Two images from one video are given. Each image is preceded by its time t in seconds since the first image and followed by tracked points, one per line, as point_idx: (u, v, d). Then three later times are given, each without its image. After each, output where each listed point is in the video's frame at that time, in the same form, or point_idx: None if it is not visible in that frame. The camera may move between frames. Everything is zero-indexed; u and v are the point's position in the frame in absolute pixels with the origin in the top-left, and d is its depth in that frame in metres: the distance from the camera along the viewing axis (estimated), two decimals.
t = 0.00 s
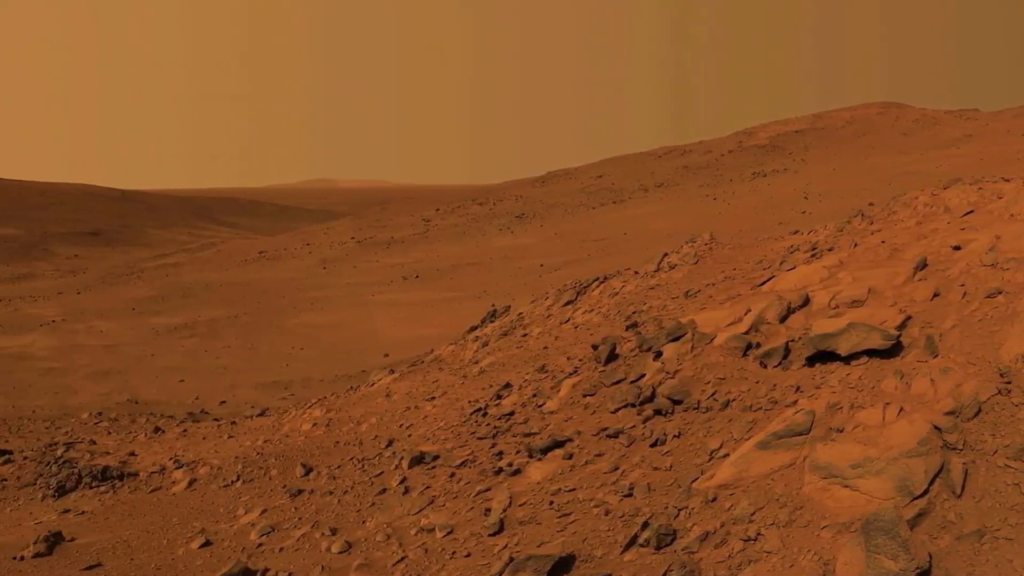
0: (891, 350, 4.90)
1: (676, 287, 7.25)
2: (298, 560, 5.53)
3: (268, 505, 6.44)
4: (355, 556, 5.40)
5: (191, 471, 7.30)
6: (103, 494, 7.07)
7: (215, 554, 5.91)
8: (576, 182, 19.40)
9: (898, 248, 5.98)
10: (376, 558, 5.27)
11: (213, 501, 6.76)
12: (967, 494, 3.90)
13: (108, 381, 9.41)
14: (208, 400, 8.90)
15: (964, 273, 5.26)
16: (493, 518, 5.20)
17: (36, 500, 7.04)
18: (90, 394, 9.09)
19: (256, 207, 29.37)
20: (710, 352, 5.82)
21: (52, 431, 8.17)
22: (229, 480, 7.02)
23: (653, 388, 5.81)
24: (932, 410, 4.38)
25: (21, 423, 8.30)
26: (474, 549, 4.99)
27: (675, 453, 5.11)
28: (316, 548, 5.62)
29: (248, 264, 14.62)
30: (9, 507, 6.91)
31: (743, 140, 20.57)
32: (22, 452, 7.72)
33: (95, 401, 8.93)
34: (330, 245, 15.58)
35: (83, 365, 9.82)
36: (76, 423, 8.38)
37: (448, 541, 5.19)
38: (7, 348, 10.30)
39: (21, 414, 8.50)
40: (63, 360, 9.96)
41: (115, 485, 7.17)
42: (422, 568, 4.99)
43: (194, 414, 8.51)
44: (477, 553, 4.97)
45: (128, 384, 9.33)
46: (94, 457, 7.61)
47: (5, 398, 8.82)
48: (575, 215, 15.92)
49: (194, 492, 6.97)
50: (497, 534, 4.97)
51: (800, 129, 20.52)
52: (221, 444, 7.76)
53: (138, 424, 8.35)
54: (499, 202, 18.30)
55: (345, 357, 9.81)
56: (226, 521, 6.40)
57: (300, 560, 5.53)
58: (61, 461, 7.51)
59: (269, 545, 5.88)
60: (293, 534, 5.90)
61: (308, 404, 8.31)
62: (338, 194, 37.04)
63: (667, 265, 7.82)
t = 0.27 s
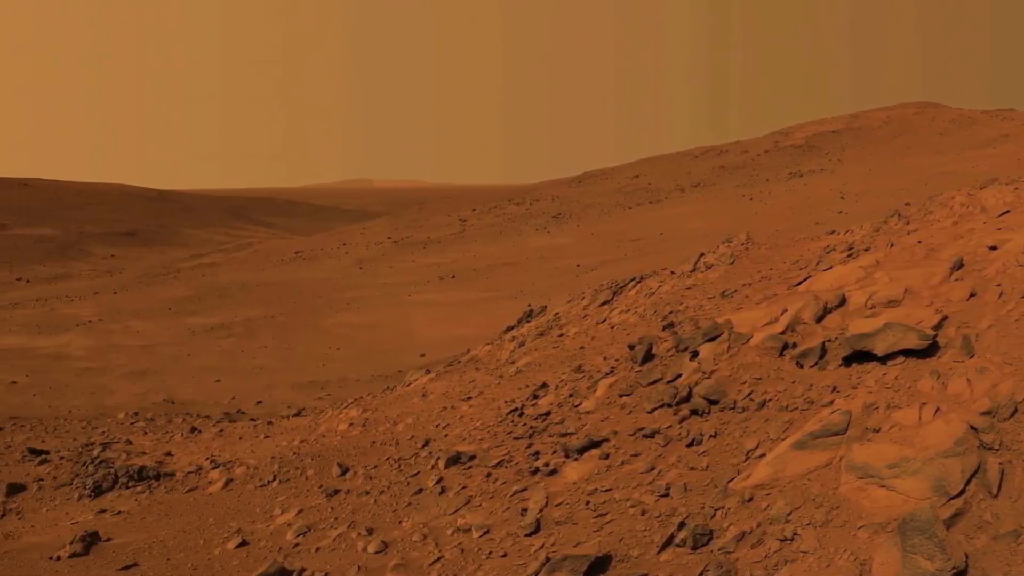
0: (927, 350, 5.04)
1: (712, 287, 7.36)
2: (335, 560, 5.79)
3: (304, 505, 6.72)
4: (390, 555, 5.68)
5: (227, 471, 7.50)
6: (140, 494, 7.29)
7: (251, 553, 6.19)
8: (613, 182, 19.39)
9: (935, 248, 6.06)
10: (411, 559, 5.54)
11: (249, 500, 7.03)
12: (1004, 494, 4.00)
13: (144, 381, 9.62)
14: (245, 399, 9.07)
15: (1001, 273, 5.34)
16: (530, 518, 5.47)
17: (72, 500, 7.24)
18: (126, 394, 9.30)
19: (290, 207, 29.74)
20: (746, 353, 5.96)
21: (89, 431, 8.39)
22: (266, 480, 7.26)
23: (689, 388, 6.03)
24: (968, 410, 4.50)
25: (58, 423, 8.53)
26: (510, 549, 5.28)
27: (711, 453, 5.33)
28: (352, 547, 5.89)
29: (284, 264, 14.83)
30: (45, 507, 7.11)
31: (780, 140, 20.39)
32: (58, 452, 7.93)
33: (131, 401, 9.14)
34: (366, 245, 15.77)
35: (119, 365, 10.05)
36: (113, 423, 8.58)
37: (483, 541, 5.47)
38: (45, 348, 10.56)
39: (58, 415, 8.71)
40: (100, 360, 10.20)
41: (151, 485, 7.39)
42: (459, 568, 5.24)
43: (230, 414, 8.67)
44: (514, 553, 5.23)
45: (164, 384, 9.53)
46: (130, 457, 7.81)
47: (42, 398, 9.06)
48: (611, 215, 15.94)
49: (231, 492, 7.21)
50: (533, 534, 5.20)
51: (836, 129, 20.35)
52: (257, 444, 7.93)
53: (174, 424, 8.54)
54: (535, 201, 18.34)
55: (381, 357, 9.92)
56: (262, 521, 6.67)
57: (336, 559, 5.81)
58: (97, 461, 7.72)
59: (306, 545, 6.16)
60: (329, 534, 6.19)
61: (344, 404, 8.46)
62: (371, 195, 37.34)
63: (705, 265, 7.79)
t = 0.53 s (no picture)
0: (959, 351, 5.23)
1: (747, 287, 7.70)
2: (367, 560, 6.06)
3: (338, 505, 6.96)
4: (424, 555, 5.96)
5: (261, 471, 7.68)
6: (173, 494, 7.47)
7: (285, 553, 6.40)
8: (646, 182, 19.35)
9: (968, 248, 6.36)
10: (445, 558, 5.83)
11: (282, 500, 7.23)
12: None
13: (177, 381, 9.77)
14: (279, 399, 9.18)
15: None
16: (563, 518, 5.78)
17: (107, 500, 7.45)
18: (160, 394, 9.46)
19: (323, 207, 30.01)
20: (780, 353, 6.45)
21: (122, 431, 8.56)
22: (299, 480, 7.47)
23: (722, 388, 6.43)
24: (1002, 409, 4.55)
25: (92, 423, 8.72)
26: (543, 549, 5.53)
27: (744, 453, 5.65)
28: (386, 547, 6.17)
29: (317, 264, 15.00)
30: (79, 507, 7.32)
31: (813, 140, 20.23)
32: (92, 452, 8.11)
33: (165, 401, 9.30)
34: (400, 245, 15.89)
35: (153, 365, 10.23)
36: (146, 423, 8.74)
37: (516, 542, 5.75)
38: (79, 348, 10.79)
39: (91, 415, 8.91)
40: (134, 360, 10.39)
41: (184, 485, 7.56)
42: (493, 567, 5.54)
43: (264, 414, 8.80)
44: (547, 552, 5.49)
45: (198, 384, 9.67)
46: (163, 457, 7.97)
47: (76, 398, 9.26)
48: (644, 215, 15.94)
49: (264, 492, 7.39)
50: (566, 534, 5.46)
51: (871, 129, 20.21)
52: (290, 444, 8.07)
53: (208, 424, 8.69)
54: (569, 201, 18.33)
55: (414, 357, 9.97)
56: (296, 520, 6.90)
57: (370, 559, 6.06)
58: (130, 461, 7.89)
59: (340, 545, 6.42)
60: (363, 534, 6.45)
61: (378, 404, 8.56)
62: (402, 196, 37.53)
63: (740, 265, 7.98)
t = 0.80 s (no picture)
0: (990, 350, 5.44)
1: (776, 287, 7.77)
2: (398, 560, 6.16)
3: (368, 505, 7.06)
4: (454, 555, 6.07)
5: (291, 471, 7.78)
6: (204, 494, 7.57)
7: (315, 554, 6.51)
8: (677, 182, 19.30)
9: (999, 248, 6.55)
10: (476, 558, 5.93)
11: (313, 500, 7.33)
12: None
13: (208, 381, 9.91)
14: (310, 399, 9.29)
15: None
16: (592, 518, 5.87)
17: (136, 500, 7.51)
18: (191, 394, 9.59)
19: (354, 207, 30.19)
20: (812, 354, 6.51)
21: (153, 431, 8.69)
22: (329, 480, 7.56)
23: (752, 388, 6.53)
24: None
25: (123, 423, 8.86)
26: (574, 549, 5.64)
27: (774, 453, 5.76)
28: (417, 547, 6.27)
29: (348, 264, 15.13)
30: (110, 506, 7.37)
31: (844, 140, 20.10)
32: (123, 452, 8.23)
33: (195, 401, 9.44)
34: (430, 245, 16.00)
35: (184, 365, 10.37)
36: (176, 423, 8.88)
37: (547, 541, 5.86)
38: (110, 348, 10.97)
39: (122, 415, 9.06)
40: (164, 360, 10.54)
41: (215, 485, 7.66)
42: (522, 567, 5.65)
43: (295, 414, 8.92)
44: (577, 553, 5.60)
45: (229, 384, 9.81)
46: (194, 457, 8.08)
47: (107, 398, 9.43)
48: (675, 214, 15.92)
49: (295, 492, 7.49)
50: (596, 535, 5.58)
51: (901, 129, 20.13)
52: (321, 444, 8.18)
53: (239, 424, 8.81)
54: (600, 201, 18.39)
55: (445, 357, 10.05)
56: (327, 521, 6.99)
57: (400, 559, 6.17)
58: (161, 461, 7.99)
59: (370, 545, 6.52)
60: (393, 534, 6.55)
61: (409, 404, 8.66)
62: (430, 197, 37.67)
63: (769, 265, 8.03)
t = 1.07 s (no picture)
0: (1017, 351, 5.55)
1: (804, 287, 7.76)
2: (426, 560, 6.12)
3: (396, 505, 6.98)
4: (482, 555, 6.04)
5: (319, 471, 7.69)
6: (231, 494, 7.49)
7: (343, 553, 6.42)
8: (705, 182, 18.98)
9: None
10: (503, 558, 5.92)
11: (341, 500, 7.24)
12: None
13: (236, 381, 9.78)
14: (338, 399, 9.19)
15: None
16: (621, 518, 5.91)
17: (164, 500, 7.48)
18: (219, 394, 9.48)
19: (381, 207, 30.05)
20: (839, 353, 6.56)
21: (180, 431, 8.60)
22: (357, 480, 7.47)
23: (780, 388, 6.56)
24: None
25: (151, 423, 8.79)
26: (602, 549, 5.68)
27: (802, 453, 5.85)
28: (444, 547, 6.23)
29: (375, 264, 14.92)
30: (136, 507, 7.34)
31: (871, 141, 19.97)
32: (150, 452, 8.17)
33: (223, 400, 9.32)
34: (458, 245, 15.73)
35: (211, 365, 10.25)
36: (204, 423, 8.77)
37: (575, 541, 5.87)
38: (138, 348, 10.87)
39: (149, 415, 8.99)
40: (192, 360, 10.41)
41: (242, 486, 7.58)
42: (550, 567, 5.67)
43: (322, 414, 8.82)
44: (605, 553, 5.64)
45: (257, 384, 9.69)
46: (221, 457, 7.99)
47: (134, 398, 9.36)
48: (704, 214, 15.53)
49: (322, 492, 7.40)
50: (625, 535, 5.65)
51: (927, 130, 20.03)
52: (349, 444, 8.09)
53: (266, 424, 8.70)
54: (628, 201, 18.10)
55: (472, 357, 9.94)
56: (354, 521, 6.90)
57: (428, 559, 6.13)
58: (188, 461, 7.92)
59: (397, 545, 6.45)
60: (421, 534, 6.49)
61: (436, 404, 8.59)
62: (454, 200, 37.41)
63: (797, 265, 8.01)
